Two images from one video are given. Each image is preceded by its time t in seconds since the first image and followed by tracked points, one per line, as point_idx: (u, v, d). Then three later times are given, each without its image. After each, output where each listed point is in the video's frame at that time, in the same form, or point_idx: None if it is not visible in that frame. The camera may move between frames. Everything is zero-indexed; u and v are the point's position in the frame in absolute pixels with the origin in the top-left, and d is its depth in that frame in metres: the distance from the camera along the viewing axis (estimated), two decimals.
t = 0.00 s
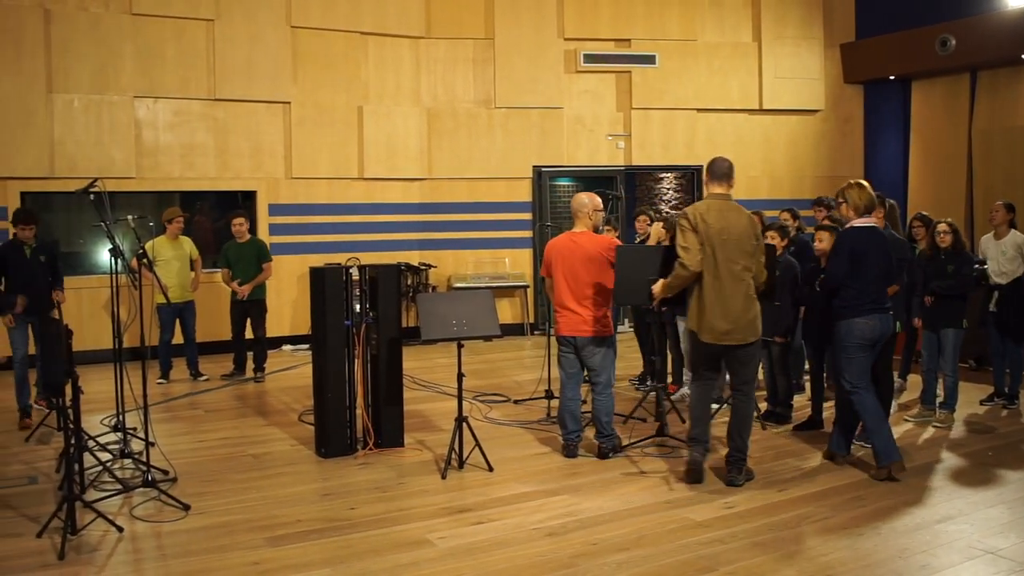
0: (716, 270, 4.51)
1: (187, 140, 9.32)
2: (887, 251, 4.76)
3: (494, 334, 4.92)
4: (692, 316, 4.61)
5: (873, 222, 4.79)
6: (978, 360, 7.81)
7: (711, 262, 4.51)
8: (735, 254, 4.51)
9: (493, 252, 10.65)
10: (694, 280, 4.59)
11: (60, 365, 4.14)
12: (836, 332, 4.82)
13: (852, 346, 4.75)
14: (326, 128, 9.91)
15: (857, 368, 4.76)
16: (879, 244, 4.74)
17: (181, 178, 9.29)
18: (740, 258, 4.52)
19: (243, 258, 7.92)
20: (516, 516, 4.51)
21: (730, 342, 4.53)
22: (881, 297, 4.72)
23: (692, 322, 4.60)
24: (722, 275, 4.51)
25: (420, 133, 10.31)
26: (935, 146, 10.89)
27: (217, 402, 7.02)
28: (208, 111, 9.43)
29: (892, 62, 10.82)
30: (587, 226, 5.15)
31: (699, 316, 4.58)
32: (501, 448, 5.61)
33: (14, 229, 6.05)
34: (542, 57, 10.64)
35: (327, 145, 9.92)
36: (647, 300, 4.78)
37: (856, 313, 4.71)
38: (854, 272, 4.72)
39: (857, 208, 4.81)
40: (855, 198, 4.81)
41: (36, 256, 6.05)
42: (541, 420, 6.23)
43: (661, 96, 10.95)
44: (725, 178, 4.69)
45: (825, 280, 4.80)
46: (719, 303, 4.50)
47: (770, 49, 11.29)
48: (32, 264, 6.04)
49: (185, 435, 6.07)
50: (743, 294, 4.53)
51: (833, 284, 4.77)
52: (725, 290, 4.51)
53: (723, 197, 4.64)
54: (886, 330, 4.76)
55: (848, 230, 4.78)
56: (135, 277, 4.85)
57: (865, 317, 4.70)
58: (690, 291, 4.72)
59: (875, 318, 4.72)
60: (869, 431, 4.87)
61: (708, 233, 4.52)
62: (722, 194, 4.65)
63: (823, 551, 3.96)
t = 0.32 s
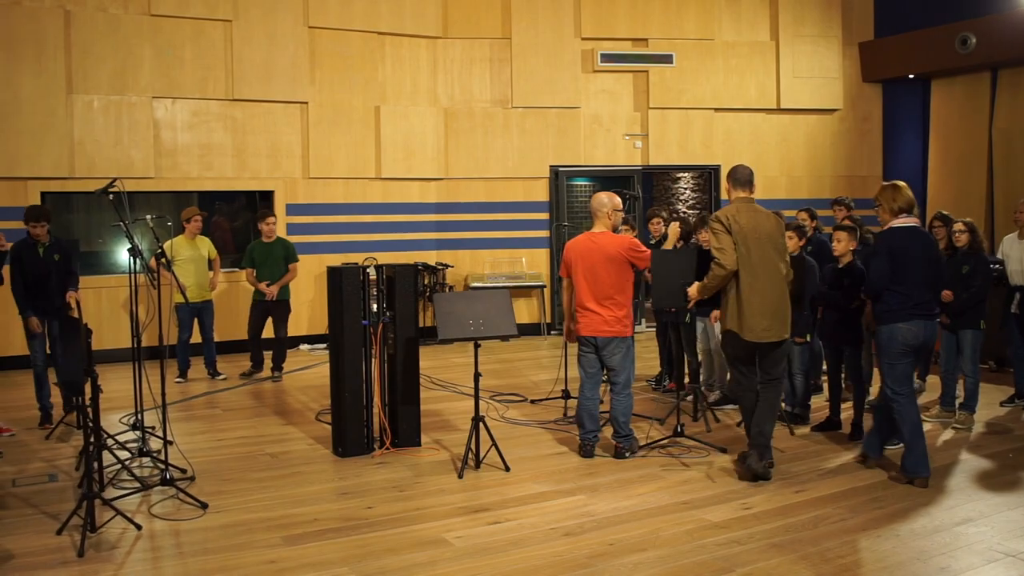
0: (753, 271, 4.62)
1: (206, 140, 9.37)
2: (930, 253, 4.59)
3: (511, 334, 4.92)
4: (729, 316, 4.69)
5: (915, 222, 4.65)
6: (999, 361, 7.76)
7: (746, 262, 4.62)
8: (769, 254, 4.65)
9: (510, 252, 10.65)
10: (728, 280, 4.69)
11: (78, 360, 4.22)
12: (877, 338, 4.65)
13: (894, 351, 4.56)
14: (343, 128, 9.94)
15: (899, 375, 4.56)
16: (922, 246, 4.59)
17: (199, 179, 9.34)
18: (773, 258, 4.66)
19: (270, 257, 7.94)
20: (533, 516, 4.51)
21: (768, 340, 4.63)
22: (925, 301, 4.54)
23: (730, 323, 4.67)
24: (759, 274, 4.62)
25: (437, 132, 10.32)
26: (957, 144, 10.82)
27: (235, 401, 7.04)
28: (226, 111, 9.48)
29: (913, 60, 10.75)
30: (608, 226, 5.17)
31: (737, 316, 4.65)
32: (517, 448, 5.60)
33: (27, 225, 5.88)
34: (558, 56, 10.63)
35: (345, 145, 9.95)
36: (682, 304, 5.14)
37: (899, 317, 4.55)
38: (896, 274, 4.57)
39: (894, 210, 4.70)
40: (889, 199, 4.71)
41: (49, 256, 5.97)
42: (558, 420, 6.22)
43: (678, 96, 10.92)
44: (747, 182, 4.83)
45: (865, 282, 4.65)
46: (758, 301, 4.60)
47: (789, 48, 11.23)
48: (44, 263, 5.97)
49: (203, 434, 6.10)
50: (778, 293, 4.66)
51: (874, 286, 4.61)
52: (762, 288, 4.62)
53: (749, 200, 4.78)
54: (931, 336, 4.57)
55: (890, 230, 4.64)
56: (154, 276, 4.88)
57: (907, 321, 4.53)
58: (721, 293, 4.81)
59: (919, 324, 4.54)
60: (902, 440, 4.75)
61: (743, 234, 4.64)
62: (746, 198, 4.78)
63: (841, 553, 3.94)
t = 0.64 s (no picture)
0: (783, 263, 4.84)
1: (230, 140, 9.44)
2: (982, 250, 4.49)
3: (534, 333, 4.92)
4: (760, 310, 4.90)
5: (967, 218, 4.55)
6: None
7: (776, 256, 4.84)
8: (797, 246, 4.87)
9: (534, 251, 10.65)
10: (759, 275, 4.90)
11: (106, 359, 4.22)
12: (922, 337, 4.61)
13: (936, 351, 4.52)
14: (367, 128, 9.98)
15: (938, 376, 4.53)
16: (975, 245, 4.49)
17: (222, 178, 9.41)
18: (802, 250, 4.89)
19: (300, 256, 7.93)
20: (555, 515, 4.51)
21: (801, 329, 4.86)
22: (973, 301, 4.46)
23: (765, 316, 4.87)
24: (789, 267, 4.84)
25: (460, 132, 10.35)
26: (984, 142, 10.71)
27: (258, 399, 7.09)
28: (250, 111, 9.54)
29: (939, 58, 10.66)
30: (633, 224, 5.14)
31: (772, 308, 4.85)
32: (540, 448, 5.60)
33: (57, 223, 5.93)
34: (581, 56, 10.62)
35: (370, 144, 9.99)
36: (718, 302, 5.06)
37: (945, 318, 4.48)
38: (944, 272, 4.50)
39: (945, 207, 4.59)
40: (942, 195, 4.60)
41: (77, 254, 6.02)
42: (581, 420, 6.21)
43: (701, 94, 10.88)
44: (768, 182, 5.05)
45: (913, 278, 4.60)
46: (791, 293, 4.83)
47: (813, 46, 11.15)
48: (71, 261, 6.01)
49: (227, 432, 6.14)
50: (809, 283, 4.89)
51: (920, 284, 4.56)
52: (794, 280, 4.85)
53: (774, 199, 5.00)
54: (978, 337, 4.49)
55: (938, 227, 4.55)
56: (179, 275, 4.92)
57: (952, 322, 4.46)
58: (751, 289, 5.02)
59: (965, 324, 4.47)
60: (931, 441, 4.72)
61: (771, 230, 4.85)
62: (771, 196, 4.99)
63: (865, 555, 3.91)
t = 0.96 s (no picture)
0: (809, 262, 4.83)
1: (250, 141, 9.49)
2: None
3: (553, 333, 4.92)
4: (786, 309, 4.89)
5: (1018, 218, 4.44)
6: None
7: (802, 255, 4.83)
8: (823, 246, 4.85)
9: (553, 251, 10.65)
10: (784, 275, 4.89)
11: (127, 359, 4.26)
12: (973, 337, 4.53)
13: (983, 353, 4.44)
14: (387, 128, 10.01)
15: (982, 378, 4.47)
16: None
17: (242, 179, 9.46)
18: (828, 248, 4.87)
19: (322, 257, 7.88)
20: (573, 516, 4.50)
21: (827, 328, 4.85)
22: None
23: (791, 315, 4.86)
24: (814, 266, 4.83)
25: (479, 132, 10.36)
26: (1008, 142, 10.60)
27: (278, 399, 7.12)
28: (271, 111, 9.58)
29: (962, 56, 10.58)
30: (654, 225, 5.14)
31: (798, 306, 4.84)
32: (559, 449, 5.59)
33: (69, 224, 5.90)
34: (600, 56, 10.61)
35: (389, 144, 10.02)
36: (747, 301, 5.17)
37: (994, 319, 4.39)
38: (998, 275, 4.39)
39: (997, 206, 4.49)
40: (994, 194, 4.50)
41: (92, 254, 6.05)
42: (599, 421, 6.20)
43: (721, 94, 10.84)
44: (795, 183, 5.03)
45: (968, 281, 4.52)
46: (817, 291, 4.81)
47: (834, 45, 11.09)
48: (87, 262, 6.04)
49: (247, 431, 6.17)
50: (834, 282, 4.88)
51: (974, 285, 4.47)
52: (819, 279, 4.84)
53: (800, 199, 4.98)
54: None
55: (990, 228, 4.45)
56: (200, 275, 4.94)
57: (1002, 324, 4.36)
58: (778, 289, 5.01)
59: (1015, 328, 4.34)
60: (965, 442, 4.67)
61: (797, 229, 4.84)
62: (798, 197, 4.98)
63: (885, 557, 3.88)
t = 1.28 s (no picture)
0: (826, 260, 4.82)
1: (266, 141, 9.52)
2: None
3: (567, 334, 4.92)
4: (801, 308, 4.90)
5: None
6: None
7: (819, 254, 4.83)
8: (841, 246, 4.84)
9: (567, 251, 10.65)
10: (802, 274, 4.90)
11: (143, 359, 4.24)
12: (1005, 338, 4.54)
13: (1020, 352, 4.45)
14: (402, 128, 10.03)
15: (1018, 377, 4.48)
16: None
17: (257, 179, 9.49)
18: (847, 247, 4.85)
19: (337, 258, 7.84)
20: (587, 516, 4.50)
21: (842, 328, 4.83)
22: None
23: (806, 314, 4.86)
24: (830, 266, 4.82)
25: (493, 132, 10.37)
26: None
27: (292, 399, 7.15)
28: (286, 111, 9.62)
29: (978, 55, 10.53)
30: (671, 225, 5.14)
31: (814, 305, 4.83)
32: (573, 449, 5.59)
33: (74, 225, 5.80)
34: (614, 55, 10.60)
35: (404, 144, 10.04)
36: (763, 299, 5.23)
37: None
38: None
39: None
40: None
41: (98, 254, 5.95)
42: (612, 421, 6.19)
43: (736, 94, 10.81)
44: (821, 182, 5.02)
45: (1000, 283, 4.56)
46: (833, 290, 4.80)
47: (850, 44, 11.05)
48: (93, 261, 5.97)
49: (262, 431, 6.19)
50: (853, 281, 4.86)
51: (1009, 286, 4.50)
52: (836, 278, 4.83)
53: (824, 198, 4.96)
54: None
55: None
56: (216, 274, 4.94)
57: None
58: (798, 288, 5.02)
59: None
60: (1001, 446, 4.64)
61: (814, 228, 4.84)
62: (822, 196, 4.97)
63: (901, 559, 3.86)
